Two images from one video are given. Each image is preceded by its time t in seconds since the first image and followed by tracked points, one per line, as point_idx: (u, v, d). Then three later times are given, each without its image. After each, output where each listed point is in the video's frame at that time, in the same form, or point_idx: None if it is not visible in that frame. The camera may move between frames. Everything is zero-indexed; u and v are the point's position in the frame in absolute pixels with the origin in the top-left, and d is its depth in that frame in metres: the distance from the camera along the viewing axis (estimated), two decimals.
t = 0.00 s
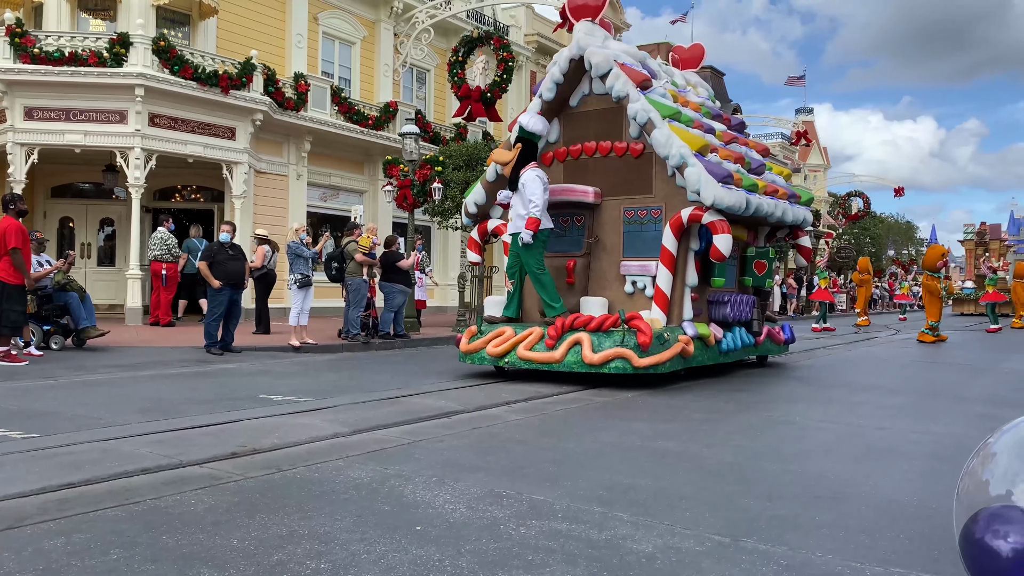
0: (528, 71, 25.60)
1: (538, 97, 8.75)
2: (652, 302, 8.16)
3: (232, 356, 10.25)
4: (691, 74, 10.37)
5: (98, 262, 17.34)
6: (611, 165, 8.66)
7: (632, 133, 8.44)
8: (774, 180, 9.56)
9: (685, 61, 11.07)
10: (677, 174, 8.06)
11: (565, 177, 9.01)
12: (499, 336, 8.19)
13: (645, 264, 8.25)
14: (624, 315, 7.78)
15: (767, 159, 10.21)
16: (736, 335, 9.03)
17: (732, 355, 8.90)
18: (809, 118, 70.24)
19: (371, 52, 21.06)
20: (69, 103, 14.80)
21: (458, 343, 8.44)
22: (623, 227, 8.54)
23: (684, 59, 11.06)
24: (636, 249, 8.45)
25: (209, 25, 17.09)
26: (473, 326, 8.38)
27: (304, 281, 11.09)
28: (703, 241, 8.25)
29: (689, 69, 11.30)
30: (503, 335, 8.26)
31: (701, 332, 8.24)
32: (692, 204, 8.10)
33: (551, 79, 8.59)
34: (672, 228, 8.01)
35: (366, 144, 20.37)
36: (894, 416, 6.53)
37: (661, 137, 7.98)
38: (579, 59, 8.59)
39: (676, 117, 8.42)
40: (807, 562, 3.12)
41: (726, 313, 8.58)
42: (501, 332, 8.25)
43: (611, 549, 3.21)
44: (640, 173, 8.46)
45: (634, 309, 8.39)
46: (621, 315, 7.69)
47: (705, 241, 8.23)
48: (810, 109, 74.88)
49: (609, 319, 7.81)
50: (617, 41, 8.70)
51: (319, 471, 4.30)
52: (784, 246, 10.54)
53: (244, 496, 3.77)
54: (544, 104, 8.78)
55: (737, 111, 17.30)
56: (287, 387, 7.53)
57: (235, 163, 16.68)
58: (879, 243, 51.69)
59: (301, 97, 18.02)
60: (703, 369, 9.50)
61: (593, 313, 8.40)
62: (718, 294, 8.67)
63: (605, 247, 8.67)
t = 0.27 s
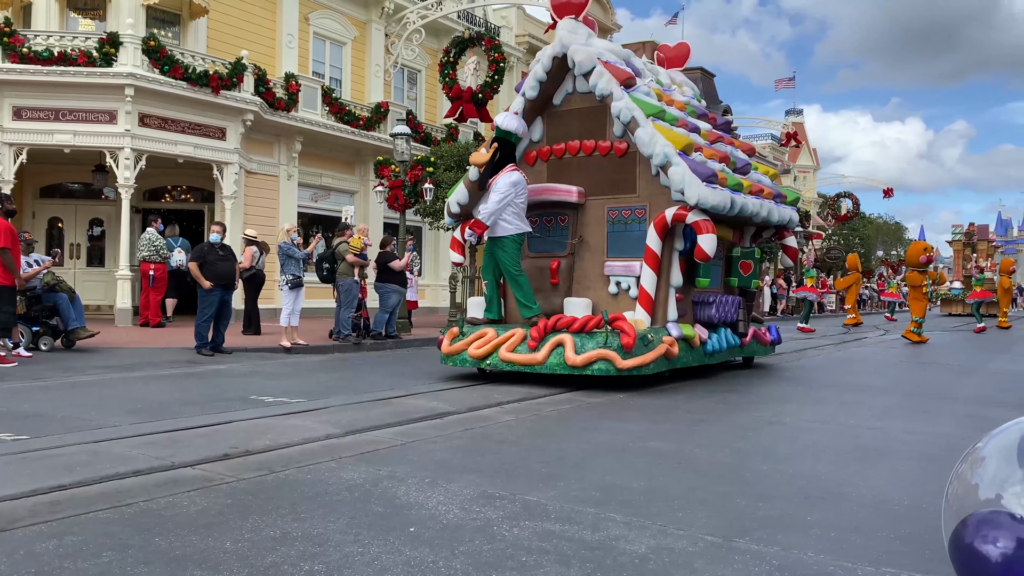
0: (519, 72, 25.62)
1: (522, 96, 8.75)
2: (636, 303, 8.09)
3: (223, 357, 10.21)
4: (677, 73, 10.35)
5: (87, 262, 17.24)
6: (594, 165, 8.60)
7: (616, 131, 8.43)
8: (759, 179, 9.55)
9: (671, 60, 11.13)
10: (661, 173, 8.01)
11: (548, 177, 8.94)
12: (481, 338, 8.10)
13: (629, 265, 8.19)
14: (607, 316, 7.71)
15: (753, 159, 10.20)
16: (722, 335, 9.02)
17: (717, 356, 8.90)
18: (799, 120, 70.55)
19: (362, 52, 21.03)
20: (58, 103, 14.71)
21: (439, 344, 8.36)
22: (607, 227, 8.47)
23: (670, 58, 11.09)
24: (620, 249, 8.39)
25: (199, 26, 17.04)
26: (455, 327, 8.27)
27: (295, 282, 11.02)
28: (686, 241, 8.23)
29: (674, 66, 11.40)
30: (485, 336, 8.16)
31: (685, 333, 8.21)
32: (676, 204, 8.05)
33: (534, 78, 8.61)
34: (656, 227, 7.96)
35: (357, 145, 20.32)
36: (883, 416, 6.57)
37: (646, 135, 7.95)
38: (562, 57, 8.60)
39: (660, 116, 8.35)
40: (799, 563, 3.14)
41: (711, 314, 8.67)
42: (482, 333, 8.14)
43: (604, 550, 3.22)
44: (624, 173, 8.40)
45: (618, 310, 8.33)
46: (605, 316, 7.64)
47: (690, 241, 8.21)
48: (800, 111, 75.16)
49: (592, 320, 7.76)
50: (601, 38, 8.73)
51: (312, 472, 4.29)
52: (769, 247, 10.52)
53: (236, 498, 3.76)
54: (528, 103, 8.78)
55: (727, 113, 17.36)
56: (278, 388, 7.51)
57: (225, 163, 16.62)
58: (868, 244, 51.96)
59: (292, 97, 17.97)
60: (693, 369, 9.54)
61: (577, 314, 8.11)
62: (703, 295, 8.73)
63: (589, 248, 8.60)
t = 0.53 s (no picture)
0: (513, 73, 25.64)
1: (508, 94, 8.73)
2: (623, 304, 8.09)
3: (217, 359, 10.18)
4: (666, 72, 10.26)
5: (80, 263, 17.18)
6: (581, 164, 8.60)
7: (603, 130, 8.41)
8: (748, 179, 9.53)
9: (659, 60, 10.94)
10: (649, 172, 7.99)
11: (535, 176, 8.96)
12: (466, 340, 8.03)
13: (617, 265, 8.18)
14: (594, 317, 7.64)
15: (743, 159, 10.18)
16: (711, 337, 8.97)
17: (705, 359, 8.84)
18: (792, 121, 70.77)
19: (356, 53, 21.02)
20: (51, 103, 14.66)
21: (424, 346, 8.31)
22: (594, 226, 8.48)
23: (660, 56, 10.93)
24: (608, 249, 8.39)
25: (193, 26, 17.01)
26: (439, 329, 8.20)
27: (289, 284, 11.02)
28: (675, 241, 8.24)
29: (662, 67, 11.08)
30: (470, 338, 8.09)
31: (674, 334, 8.20)
32: (663, 204, 8.07)
33: (521, 76, 8.60)
34: (643, 228, 7.97)
35: (351, 145, 20.31)
36: (876, 417, 6.60)
37: (633, 134, 7.92)
38: (549, 55, 8.60)
39: (648, 114, 8.26)
40: (794, 563, 3.16)
41: (700, 315, 8.62)
42: (467, 335, 8.06)
43: (600, 551, 3.23)
44: (611, 172, 8.42)
45: (605, 311, 8.32)
46: (591, 317, 7.54)
47: (678, 241, 8.22)
48: (793, 112, 75.38)
49: (578, 321, 7.63)
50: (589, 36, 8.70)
51: (307, 474, 4.30)
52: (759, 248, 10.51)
53: (232, 501, 3.76)
54: (514, 101, 8.76)
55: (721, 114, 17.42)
56: (273, 389, 7.50)
57: (219, 163, 16.59)
58: (861, 244, 52.12)
59: (286, 98, 17.95)
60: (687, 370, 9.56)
61: (564, 316, 7.98)
62: (692, 296, 8.69)
63: (576, 248, 8.60)
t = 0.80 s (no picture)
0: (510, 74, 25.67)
1: (497, 92, 8.58)
2: (613, 306, 8.07)
3: (213, 360, 10.17)
4: (656, 70, 10.31)
5: (75, 264, 17.13)
6: (573, 163, 8.58)
7: (593, 129, 8.35)
8: (740, 178, 9.52)
9: (651, 58, 10.87)
10: (639, 171, 7.88)
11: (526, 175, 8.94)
12: (453, 342, 7.94)
13: (607, 266, 8.15)
14: (583, 319, 7.56)
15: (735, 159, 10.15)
16: (702, 339, 8.93)
17: (695, 360, 8.82)
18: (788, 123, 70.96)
19: (352, 54, 21.01)
20: (46, 104, 14.63)
21: (411, 348, 8.23)
22: (585, 226, 8.45)
23: (650, 56, 10.88)
24: (598, 249, 8.35)
25: (189, 26, 17.00)
26: (426, 331, 8.11)
27: (286, 285, 10.99)
28: (665, 242, 8.22)
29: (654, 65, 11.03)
30: (457, 340, 8.00)
31: (664, 335, 8.20)
32: (654, 204, 8.04)
33: (510, 73, 8.47)
34: (633, 228, 7.90)
35: (347, 146, 20.29)
36: (872, 418, 6.61)
37: (623, 134, 7.80)
38: (538, 53, 8.45)
39: (638, 112, 8.15)
40: (792, 564, 3.17)
41: (690, 316, 8.61)
42: (454, 337, 7.98)
43: (599, 552, 3.24)
44: (602, 171, 8.39)
45: (596, 313, 8.25)
46: (580, 319, 7.46)
47: (669, 242, 8.21)
48: (788, 113, 75.54)
49: (567, 323, 7.54)
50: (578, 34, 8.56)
51: (305, 475, 4.30)
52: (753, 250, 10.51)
53: (230, 502, 3.76)
54: (503, 99, 8.61)
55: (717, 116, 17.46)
56: (270, 391, 7.49)
57: (214, 164, 16.57)
58: (856, 245, 52.21)
59: (282, 99, 17.93)
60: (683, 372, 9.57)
61: (553, 318, 7.86)
62: (683, 297, 8.70)
63: (567, 249, 8.55)
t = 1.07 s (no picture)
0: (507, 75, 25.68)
1: (487, 91, 8.43)
2: (605, 307, 7.97)
3: (211, 361, 10.15)
4: (650, 70, 10.32)
5: (72, 265, 17.10)
6: (564, 162, 8.43)
7: (584, 128, 8.21)
8: (733, 178, 9.43)
9: (644, 58, 10.72)
10: (631, 171, 7.76)
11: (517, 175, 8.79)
12: (442, 343, 7.89)
13: (598, 266, 8.11)
14: (573, 320, 7.50)
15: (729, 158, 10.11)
16: (695, 340, 8.84)
17: (688, 362, 8.69)
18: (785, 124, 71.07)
19: (349, 55, 21.01)
20: (44, 104, 14.61)
21: (400, 350, 8.14)
22: (576, 227, 8.34)
23: (644, 55, 10.75)
24: (589, 250, 8.26)
25: (186, 27, 17.00)
26: (416, 332, 8.06)
27: (284, 286, 10.95)
28: (658, 242, 8.04)
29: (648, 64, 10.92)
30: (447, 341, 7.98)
31: (656, 337, 8.07)
32: (646, 204, 7.91)
33: (500, 72, 8.31)
34: (626, 228, 7.79)
35: (344, 148, 20.28)
36: (870, 419, 6.63)
37: (613, 132, 7.67)
38: (529, 50, 8.30)
39: (629, 111, 8.03)
40: (791, 564, 3.18)
41: (683, 318, 8.50)
42: (444, 338, 7.94)
43: (598, 552, 3.25)
44: (593, 171, 8.25)
45: (587, 314, 8.18)
46: (569, 321, 7.39)
47: (661, 243, 8.02)
48: (785, 114, 75.70)
49: (557, 324, 7.48)
50: (569, 32, 8.49)
51: (304, 477, 4.30)
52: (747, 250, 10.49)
53: (229, 503, 3.76)
54: (493, 98, 8.47)
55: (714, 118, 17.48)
56: (268, 392, 7.48)
57: (212, 165, 16.56)
58: (852, 246, 52.28)
59: (280, 100, 17.93)
60: (681, 372, 9.58)
61: (543, 318, 8.03)
62: (675, 298, 8.56)
63: (558, 250, 8.44)
